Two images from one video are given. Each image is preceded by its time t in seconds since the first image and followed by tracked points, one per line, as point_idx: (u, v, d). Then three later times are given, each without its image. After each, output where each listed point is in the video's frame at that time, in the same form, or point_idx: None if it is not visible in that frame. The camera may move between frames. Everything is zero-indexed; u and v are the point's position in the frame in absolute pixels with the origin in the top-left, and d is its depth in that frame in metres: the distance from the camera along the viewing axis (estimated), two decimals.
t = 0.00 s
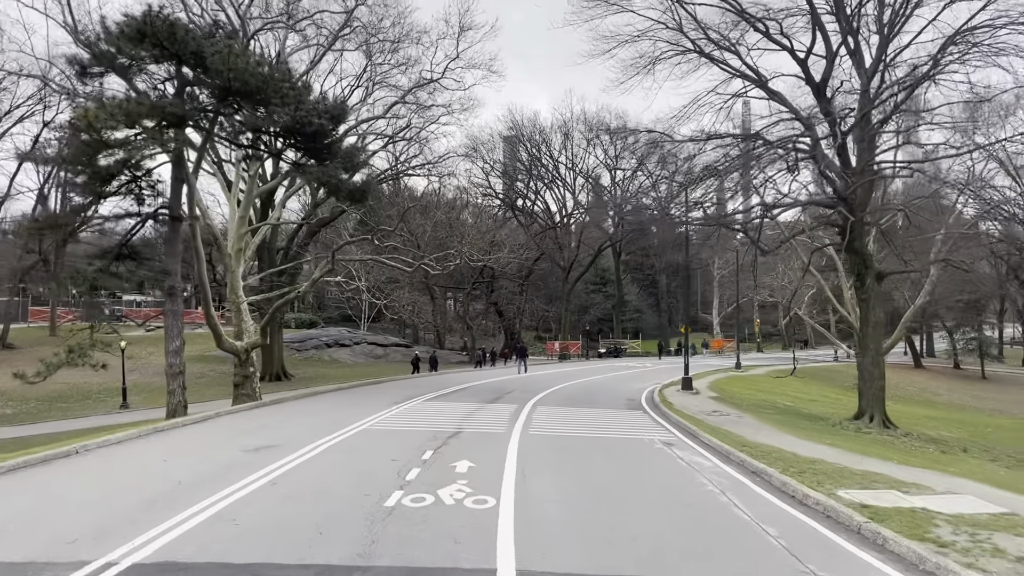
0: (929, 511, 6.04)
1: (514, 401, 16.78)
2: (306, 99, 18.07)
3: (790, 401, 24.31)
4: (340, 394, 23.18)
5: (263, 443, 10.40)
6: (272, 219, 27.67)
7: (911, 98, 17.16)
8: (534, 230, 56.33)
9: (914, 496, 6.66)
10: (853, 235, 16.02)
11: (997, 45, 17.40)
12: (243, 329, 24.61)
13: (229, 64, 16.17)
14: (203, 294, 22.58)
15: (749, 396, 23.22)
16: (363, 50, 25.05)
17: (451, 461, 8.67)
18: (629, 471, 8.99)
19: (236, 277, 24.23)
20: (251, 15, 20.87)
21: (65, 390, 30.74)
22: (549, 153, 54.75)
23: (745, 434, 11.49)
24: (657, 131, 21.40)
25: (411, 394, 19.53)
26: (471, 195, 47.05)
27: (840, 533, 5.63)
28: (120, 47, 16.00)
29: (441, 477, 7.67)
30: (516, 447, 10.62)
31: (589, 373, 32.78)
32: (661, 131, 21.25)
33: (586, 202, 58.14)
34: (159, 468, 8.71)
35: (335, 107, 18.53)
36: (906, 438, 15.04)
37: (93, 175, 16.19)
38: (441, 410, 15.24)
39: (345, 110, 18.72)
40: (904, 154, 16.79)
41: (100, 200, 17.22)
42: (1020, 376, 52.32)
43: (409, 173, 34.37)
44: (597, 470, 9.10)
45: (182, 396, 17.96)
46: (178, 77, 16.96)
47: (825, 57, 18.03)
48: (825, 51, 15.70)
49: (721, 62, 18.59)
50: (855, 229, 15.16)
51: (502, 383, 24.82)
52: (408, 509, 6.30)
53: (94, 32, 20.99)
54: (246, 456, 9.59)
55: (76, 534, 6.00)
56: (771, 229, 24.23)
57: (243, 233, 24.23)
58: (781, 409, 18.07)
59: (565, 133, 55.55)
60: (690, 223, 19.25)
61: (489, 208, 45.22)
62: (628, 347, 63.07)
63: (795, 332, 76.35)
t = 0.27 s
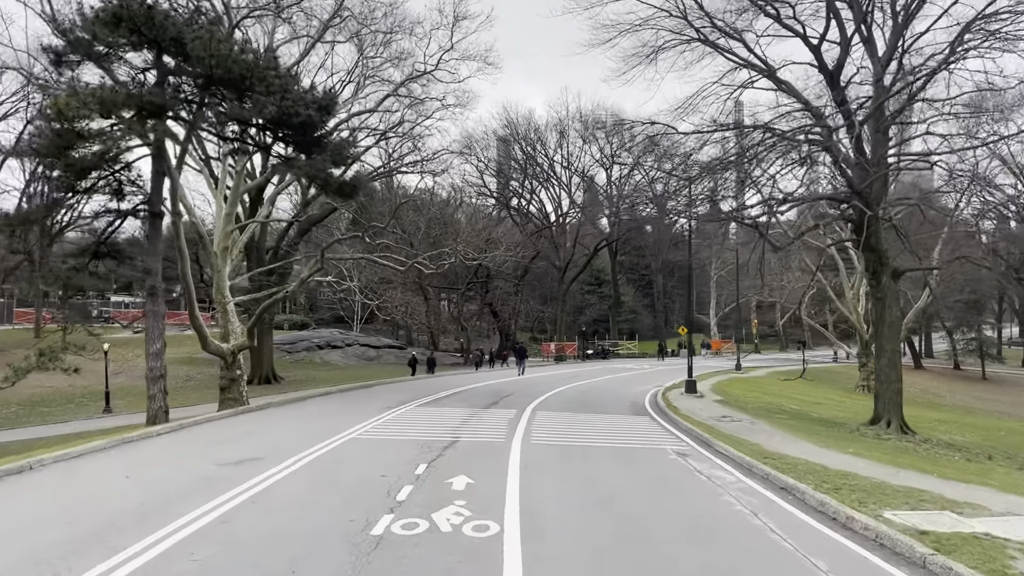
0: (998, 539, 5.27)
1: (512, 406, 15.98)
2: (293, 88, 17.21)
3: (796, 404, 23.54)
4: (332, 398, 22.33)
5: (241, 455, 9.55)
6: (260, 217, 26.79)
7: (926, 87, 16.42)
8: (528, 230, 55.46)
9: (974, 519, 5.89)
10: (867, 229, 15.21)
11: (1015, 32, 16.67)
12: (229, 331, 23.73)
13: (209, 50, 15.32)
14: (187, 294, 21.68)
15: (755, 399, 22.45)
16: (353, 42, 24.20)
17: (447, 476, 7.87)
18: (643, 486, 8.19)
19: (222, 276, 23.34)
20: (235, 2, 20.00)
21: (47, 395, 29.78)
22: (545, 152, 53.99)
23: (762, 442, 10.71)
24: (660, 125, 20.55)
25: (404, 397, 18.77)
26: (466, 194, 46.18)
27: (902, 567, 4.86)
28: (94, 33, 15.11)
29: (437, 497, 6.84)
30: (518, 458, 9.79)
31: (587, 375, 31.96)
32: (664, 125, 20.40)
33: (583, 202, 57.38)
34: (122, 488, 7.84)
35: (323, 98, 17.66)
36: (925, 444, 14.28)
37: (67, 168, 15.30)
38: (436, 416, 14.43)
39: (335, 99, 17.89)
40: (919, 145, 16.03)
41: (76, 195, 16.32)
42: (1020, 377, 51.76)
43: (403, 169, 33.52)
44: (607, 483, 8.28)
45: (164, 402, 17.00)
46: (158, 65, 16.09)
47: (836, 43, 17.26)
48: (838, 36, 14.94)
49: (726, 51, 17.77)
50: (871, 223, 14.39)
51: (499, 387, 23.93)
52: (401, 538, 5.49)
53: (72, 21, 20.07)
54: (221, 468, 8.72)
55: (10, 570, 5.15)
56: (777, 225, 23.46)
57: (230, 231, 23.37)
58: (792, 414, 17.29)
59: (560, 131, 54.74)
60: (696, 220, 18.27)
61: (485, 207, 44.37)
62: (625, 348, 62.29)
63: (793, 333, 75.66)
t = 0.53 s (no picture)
0: None
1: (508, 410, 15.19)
2: (277, 76, 16.36)
3: (800, 406, 22.80)
4: (320, 402, 21.49)
5: (213, 468, 8.71)
6: (246, 213, 25.91)
7: (940, 75, 15.70)
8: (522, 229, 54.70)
9: None
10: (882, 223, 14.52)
11: None
12: (213, 331, 22.86)
13: (186, 34, 14.46)
14: (168, 293, 20.79)
15: (758, 402, 21.72)
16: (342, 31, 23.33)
17: (440, 493, 7.08)
18: (655, 503, 7.41)
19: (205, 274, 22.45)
20: None
21: (27, 397, 28.86)
22: (539, 151, 53.26)
23: (779, 451, 9.93)
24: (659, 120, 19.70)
25: (395, 401, 17.95)
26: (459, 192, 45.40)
27: None
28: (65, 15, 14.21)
29: (430, 519, 6.06)
30: (516, 470, 9.02)
31: (583, 377, 31.22)
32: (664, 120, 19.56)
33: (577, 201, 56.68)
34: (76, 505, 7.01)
35: (308, 86, 16.81)
36: (944, 450, 13.56)
37: (37, 160, 14.41)
38: (429, 422, 13.64)
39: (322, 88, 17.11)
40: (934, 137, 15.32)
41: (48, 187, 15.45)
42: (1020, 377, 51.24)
43: (395, 166, 32.75)
44: (617, 498, 7.52)
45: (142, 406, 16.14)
46: (134, 51, 15.21)
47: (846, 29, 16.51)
48: (850, 21, 14.20)
49: (730, 39, 17.02)
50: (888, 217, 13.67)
51: (493, 389, 23.12)
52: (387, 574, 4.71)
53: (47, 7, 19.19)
54: (190, 481, 7.92)
55: None
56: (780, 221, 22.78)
57: (215, 227, 22.54)
58: (801, 418, 16.56)
59: (555, 130, 54.01)
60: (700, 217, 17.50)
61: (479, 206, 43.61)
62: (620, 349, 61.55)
63: (789, 333, 75.09)
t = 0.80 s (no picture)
0: None
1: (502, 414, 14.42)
2: (259, 60, 15.54)
3: (804, 408, 22.10)
4: (307, 405, 20.69)
5: (178, 482, 7.89)
6: (230, 208, 25.03)
7: (954, 63, 15.01)
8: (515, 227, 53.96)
9: None
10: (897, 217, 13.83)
11: None
12: (195, 330, 21.99)
13: (161, 13, 13.59)
14: (146, 290, 19.92)
15: (761, 404, 21.01)
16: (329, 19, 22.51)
17: (429, 514, 6.31)
18: (671, 520, 6.67)
19: (187, 271, 21.61)
20: None
21: (4, 399, 27.94)
22: (532, 148, 52.49)
23: (798, 461, 9.17)
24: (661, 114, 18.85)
25: (384, 404, 17.16)
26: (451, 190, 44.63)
27: None
28: None
29: (420, 549, 5.30)
30: (513, 483, 8.26)
31: (578, 377, 30.49)
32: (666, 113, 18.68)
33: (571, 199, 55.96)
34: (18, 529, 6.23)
35: (291, 72, 16.03)
36: (964, 456, 12.84)
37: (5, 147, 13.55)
38: (418, 427, 12.86)
39: (307, 76, 16.32)
40: (950, 127, 14.60)
41: (16, 177, 14.61)
42: (1017, 378, 50.79)
43: (385, 161, 31.96)
44: (626, 517, 6.76)
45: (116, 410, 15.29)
46: (108, 32, 14.35)
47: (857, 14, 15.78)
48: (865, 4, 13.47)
49: (735, 25, 16.26)
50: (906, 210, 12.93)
51: (486, 391, 22.33)
52: None
53: None
54: (151, 497, 7.11)
55: None
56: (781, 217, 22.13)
57: (197, 222, 21.72)
58: (809, 422, 15.84)
59: (548, 127, 53.24)
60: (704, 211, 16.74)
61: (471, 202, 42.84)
62: (614, 349, 60.90)
63: (783, 333, 74.56)
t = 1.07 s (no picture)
0: None
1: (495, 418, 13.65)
2: (238, 43, 14.64)
3: (805, 412, 21.38)
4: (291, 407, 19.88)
5: (134, 500, 7.05)
6: (212, 203, 24.14)
7: (969, 51, 14.31)
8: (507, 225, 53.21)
9: None
10: (913, 211, 13.13)
11: None
12: (174, 330, 21.09)
13: None
14: (122, 288, 19.03)
15: (761, 406, 20.31)
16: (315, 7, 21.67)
17: (415, 541, 5.53)
18: (689, 544, 5.92)
19: (166, 268, 20.73)
20: None
21: None
22: (524, 146, 51.75)
23: (818, 472, 8.44)
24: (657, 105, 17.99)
25: (372, 406, 16.39)
26: (443, 187, 43.84)
27: None
28: None
29: None
30: (509, 499, 7.50)
31: (572, 378, 29.75)
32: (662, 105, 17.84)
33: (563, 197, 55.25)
34: None
35: (273, 56, 15.15)
36: (982, 464, 12.14)
37: None
38: (406, 433, 12.08)
39: (290, 61, 15.50)
40: (965, 118, 13.90)
41: None
42: (1013, 380, 50.36)
43: (374, 156, 31.18)
44: (637, 539, 6.01)
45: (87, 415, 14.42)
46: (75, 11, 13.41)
47: None
48: None
49: (739, 11, 15.49)
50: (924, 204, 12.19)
51: (478, 393, 21.56)
52: None
53: None
54: (104, 517, 6.33)
55: None
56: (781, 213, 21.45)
57: (177, 217, 20.88)
58: (816, 427, 15.12)
59: (541, 124, 52.49)
60: (709, 206, 15.97)
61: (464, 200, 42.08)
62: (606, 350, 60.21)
63: (776, 333, 74.03)
